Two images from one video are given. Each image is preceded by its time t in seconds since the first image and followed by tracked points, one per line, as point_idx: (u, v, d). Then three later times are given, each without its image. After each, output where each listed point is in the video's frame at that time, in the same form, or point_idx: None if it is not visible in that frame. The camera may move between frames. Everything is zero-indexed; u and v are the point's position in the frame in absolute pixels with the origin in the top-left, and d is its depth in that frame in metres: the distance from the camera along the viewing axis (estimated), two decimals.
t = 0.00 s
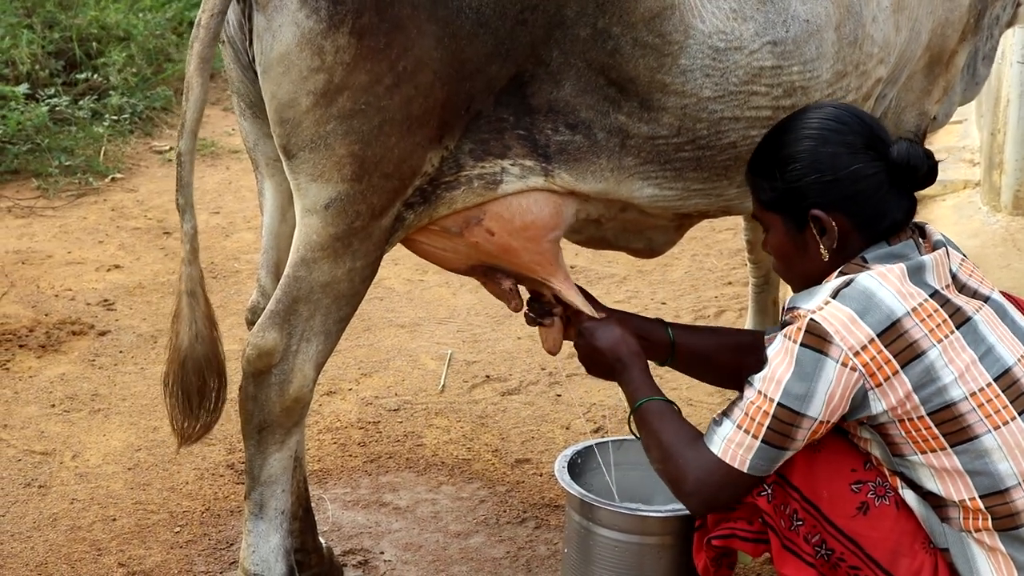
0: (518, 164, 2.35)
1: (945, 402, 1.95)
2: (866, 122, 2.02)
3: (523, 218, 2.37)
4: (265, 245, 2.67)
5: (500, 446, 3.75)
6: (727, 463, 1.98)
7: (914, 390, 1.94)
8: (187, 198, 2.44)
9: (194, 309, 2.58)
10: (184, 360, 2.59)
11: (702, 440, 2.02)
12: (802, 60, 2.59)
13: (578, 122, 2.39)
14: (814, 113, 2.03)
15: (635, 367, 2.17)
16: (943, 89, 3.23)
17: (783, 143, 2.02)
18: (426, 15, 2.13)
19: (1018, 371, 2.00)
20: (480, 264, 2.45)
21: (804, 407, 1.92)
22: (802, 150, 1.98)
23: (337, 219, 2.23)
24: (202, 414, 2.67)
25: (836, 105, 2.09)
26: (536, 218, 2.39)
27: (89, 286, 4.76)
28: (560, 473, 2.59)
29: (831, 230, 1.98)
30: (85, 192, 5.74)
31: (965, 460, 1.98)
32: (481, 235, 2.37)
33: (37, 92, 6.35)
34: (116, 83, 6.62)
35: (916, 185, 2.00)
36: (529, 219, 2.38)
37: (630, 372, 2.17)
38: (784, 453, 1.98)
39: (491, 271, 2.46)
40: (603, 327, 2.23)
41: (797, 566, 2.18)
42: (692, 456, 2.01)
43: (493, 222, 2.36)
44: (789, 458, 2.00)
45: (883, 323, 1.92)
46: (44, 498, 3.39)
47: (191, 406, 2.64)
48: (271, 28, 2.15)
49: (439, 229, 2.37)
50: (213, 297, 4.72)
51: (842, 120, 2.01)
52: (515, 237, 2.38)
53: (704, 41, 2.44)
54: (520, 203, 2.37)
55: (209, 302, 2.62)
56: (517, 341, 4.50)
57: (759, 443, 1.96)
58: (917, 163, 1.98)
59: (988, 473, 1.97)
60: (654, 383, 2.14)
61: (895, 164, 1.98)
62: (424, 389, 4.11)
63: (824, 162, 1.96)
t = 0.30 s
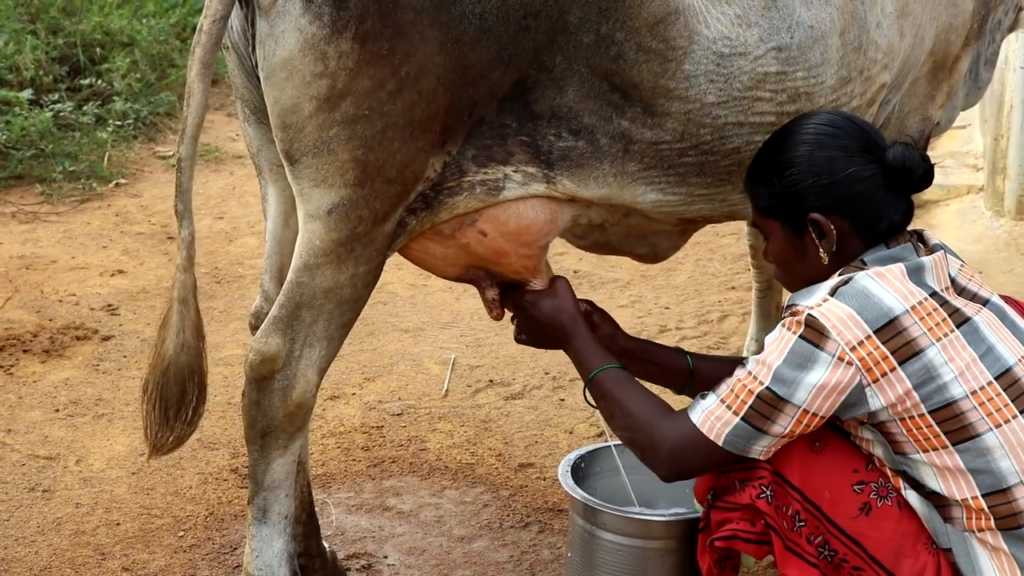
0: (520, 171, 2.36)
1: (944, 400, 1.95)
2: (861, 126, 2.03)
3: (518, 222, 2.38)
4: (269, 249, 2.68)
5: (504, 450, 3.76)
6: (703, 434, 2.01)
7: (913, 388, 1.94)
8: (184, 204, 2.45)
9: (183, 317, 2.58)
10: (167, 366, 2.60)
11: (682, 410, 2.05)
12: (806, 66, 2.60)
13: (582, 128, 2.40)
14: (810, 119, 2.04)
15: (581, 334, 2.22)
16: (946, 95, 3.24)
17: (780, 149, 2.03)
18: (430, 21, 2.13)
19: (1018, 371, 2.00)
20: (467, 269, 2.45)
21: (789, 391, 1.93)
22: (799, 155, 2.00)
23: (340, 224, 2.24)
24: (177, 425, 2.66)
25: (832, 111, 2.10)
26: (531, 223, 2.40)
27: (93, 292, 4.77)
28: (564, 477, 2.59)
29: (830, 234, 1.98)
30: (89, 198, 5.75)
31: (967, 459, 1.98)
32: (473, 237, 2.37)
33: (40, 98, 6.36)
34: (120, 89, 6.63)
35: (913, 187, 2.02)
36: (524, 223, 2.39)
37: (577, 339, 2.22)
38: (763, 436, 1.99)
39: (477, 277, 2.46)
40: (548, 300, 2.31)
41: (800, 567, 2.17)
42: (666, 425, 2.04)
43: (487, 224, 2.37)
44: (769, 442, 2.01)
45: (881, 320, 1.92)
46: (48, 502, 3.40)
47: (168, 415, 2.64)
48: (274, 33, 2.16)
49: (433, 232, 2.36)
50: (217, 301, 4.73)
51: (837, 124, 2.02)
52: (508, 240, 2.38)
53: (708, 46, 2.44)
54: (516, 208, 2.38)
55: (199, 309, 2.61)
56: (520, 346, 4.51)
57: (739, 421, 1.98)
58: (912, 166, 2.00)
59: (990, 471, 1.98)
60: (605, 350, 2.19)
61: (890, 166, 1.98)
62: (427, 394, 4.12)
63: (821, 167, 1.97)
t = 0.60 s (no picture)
0: (521, 170, 2.35)
1: (944, 404, 1.95)
2: (856, 129, 2.03)
3: (528, 226, 2.38)
4: (270, 251, 2.68)
5: (506, 452, 3.76)
6: (715, 451, 2.00)
7: (913, 392, 1.94)
8: (193, 206, 2.45)
9: (205, 316, 2.57)
10: (198, 365, 2.59)
11: (693, 427, 2.04)
12: (807, 66, 2.60)
13: (582, 129, 2.40)
14: (805, 122, 2.05)
15: (616, 348, 2.21)
16: (947, 95, 3.24)
17: (775, 152, 2.04)
18: (430, 22, 2.14)
19: (1017, 374, 1.99)
20: (483, 272, 2.45)
21: (796, 400, 1.93)
22: (793, 158, 2.00)
23: (341, 226, 2.24)
24: (220, 418, 2.66)
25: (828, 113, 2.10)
26: (541, 226, 2.40)
27: (95, 294, 4.77)
28: (566, 478, 2.59)
29: (825, 237, 1.98)
30: (91, 200, 5.76)
31: (965, 464, 1.98)
32: (485, 244, 2.37)
33: (42, 100, 6.36)
34: (122, 91, 6.63)
35: (907, 189, 2.01)
36: (534, 226, 2.39)
37: (612, 353, 2.20)
38: (773, 448, 1.99)
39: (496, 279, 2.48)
40: (582, 308, 2.28)
41: (799, 570, 2.16)
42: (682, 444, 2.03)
43: (496, 230, 2.37)
44: (778, 454, 2.01)
45: (881, 324, 1.92)
46: (50, 504, 3.40)
47: (209, 411, 2.64)
48: (275, 35, 2.16)
49: (443, 237, 2.37)
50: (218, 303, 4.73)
51: (831, 127, 2.03)
52: (519, 244, 2.38)
53: (708, 47, 2.45)
54: (524, 212, 2.38)
55: (221, 307, 2.61)
56: (522, 347, 4.51)
57: (749, 434, 1.98)
58: (907, 167, 1.99)
59: (989, 475, 1.98)
60: (638, 368, 2.17)
61: (885, 168, 1.98)
62: (429, 395, 4.12)
63: (815, 169, 1.97)
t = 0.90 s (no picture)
0: (523, 172, 2.35)
1: (949, 412, 1.95)
2: (856, 133, 2.02)
3: (533, 225, 2.38)
4: (271, 254, 2.68)
5: (507, 454, 3.76)
6: (732, 469, 1.98)
7: (919, 400, 1.94)
8: (191, 208, 2.45)
9: (197, 317, 2.58)
10: (186, 365, 2.60)
11: (708, 446, 2.02)
12: (807, 67, 2.60)
13: (583, 131, 2.40)
14: (804, 126, 2.04)
15: (642, 360, 2.20)
16: (947, 96, 3.24)
17: (775, 158, 2.03)
18: (431, 25, 2.14)
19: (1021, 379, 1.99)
20: (489, 272, 2.45)
21: (809, 413, 1.91)
22: (792, 164, 1.99)
23: (342, 229, 2.24)
24: (202, 418, 2.67)
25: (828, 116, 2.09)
26: (546, 225, 2.39)
27: (96, 296, 4.77)
28: (567, 481, 2.59)
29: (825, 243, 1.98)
30: (91, 203, 5.75)
31: (969, 470, 1.98)
32: (492, 244, 2.37)
33: (43, 103, 6.36)
34: (122, 93, 6.63)
35: (907, 194, 2.00)
36: (539, 226, 2.38)
37: (638, 366, 2.19)
38: (790, 461, 1.97)
39: (502, 280, 2.47)
40: (610, 319, 2.26)
41: (802, 570, 2.17)
42: (698, 462, 2.01)
43: (502, 230, 2.36)
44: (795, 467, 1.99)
45: (887, 333, 1.92)
46: (51, 507, 3.40)
47: (192, 411, 2.65)
48: (275, 38, 2.16)
49: (449, 237, 2.36)
50: (219, 306, 4.73)
51: (830, 132, 2.02)
52: (525, 244, 2.38)
53: (708, 49, 2.45)
54: (528, 211, 2.38)
55: (213, 310, 2.62)
56: (523, 349, 4.50)
57: (765, 450, 1.96)
58: (907, 172, 1.98)
59: (992, 481, 1.97)
60: (663, 381, 2.14)
61: (884, 173, 1.97)
62: (430, 398, 4.12)
63: (814, 176, 1.97)
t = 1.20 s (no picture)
0: (522, 177, 2.35)
1: (950, 410, 1.94)
2: (850, 137, 2.02)
3: (524, 230, 2.37)
4: (272, 258, 2.68)
5: (508, 456, 3.76)
6: (739, 480, 1.98)
7: (919, 400, 1.93)
8: (191, 213, 2.45)
9: (193, 325, 2.58)
10: (178, 374, 2.59)
11: (712, 458, 2.02)
12: (808, 70, 2.60)
13: (583, 135, 2.39)
14: (799, 131, 2.04)
15: (640, 381, 2.18)
16: (947, 99, 3.23)
17: (770, 162, 2.03)
18: (431, 29, 2.13)
19: (1020, 377, 1.99)
20: (479, 277, 2.44)
21: (812, 420, 1.91)
22: (787, 168, 1.99)
23: (342, 233, 2.24)
24: (192, 432, 2.66)
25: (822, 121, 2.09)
26: (538, 231, 2.38)
27: (98, 300, 4.78)
28: (569, 483, 2.59)
29: (820, 246, 1.98)
30: (93, 206, 5.76)
31: (970, 468, 1.97)
32: (482, 248, 2.36)
33: (44, 106, 6.37)
34: (124, 97, 6.64)
35: (902, 198, 2.00)
36: (530, 231, 2.37)
37: (636, 387, 2.18)
38: (796, 468, 1.97)
39: (490, 285, 2.46)
40: (608, 342, 2.24)
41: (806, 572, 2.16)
42: (702, 474, 2.01)
43: (493, 235, 2.35)
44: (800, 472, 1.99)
45: (885, 334, 1.92)
46: (54, 510, 3.40)
47: (182, 423, 2.64)
48: (275, 42, 2.15)
49: (438, 241, 2.36)
50: (221, 309, 4.73)
51: (825, 136, 2.02)
52: (516, 249, 2.37)
53: (709, 51, 2.44)
54: (521, 217, 2.37)
55: (210, 316, 2.61)
56: (525, 352, 4.50)
57: (771, 459, 1.95)
58: (901, 175, 1.98)
59: (995, 479, 1.97)
60: (662, 399, 2.14)
61: (879, 176, 1.97)
62: (432, 400, 4.12)
63: (809, 179, 1.97)
